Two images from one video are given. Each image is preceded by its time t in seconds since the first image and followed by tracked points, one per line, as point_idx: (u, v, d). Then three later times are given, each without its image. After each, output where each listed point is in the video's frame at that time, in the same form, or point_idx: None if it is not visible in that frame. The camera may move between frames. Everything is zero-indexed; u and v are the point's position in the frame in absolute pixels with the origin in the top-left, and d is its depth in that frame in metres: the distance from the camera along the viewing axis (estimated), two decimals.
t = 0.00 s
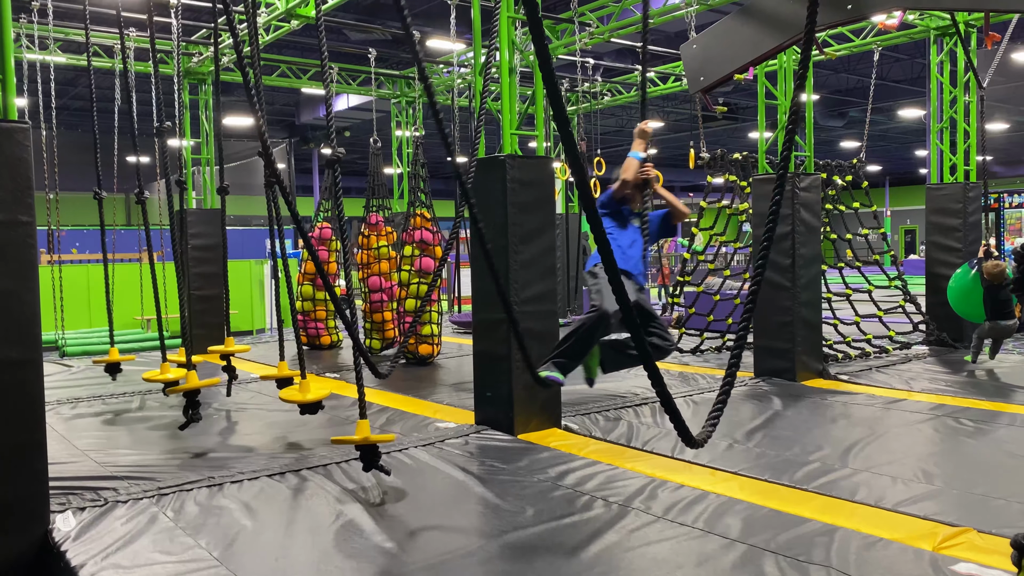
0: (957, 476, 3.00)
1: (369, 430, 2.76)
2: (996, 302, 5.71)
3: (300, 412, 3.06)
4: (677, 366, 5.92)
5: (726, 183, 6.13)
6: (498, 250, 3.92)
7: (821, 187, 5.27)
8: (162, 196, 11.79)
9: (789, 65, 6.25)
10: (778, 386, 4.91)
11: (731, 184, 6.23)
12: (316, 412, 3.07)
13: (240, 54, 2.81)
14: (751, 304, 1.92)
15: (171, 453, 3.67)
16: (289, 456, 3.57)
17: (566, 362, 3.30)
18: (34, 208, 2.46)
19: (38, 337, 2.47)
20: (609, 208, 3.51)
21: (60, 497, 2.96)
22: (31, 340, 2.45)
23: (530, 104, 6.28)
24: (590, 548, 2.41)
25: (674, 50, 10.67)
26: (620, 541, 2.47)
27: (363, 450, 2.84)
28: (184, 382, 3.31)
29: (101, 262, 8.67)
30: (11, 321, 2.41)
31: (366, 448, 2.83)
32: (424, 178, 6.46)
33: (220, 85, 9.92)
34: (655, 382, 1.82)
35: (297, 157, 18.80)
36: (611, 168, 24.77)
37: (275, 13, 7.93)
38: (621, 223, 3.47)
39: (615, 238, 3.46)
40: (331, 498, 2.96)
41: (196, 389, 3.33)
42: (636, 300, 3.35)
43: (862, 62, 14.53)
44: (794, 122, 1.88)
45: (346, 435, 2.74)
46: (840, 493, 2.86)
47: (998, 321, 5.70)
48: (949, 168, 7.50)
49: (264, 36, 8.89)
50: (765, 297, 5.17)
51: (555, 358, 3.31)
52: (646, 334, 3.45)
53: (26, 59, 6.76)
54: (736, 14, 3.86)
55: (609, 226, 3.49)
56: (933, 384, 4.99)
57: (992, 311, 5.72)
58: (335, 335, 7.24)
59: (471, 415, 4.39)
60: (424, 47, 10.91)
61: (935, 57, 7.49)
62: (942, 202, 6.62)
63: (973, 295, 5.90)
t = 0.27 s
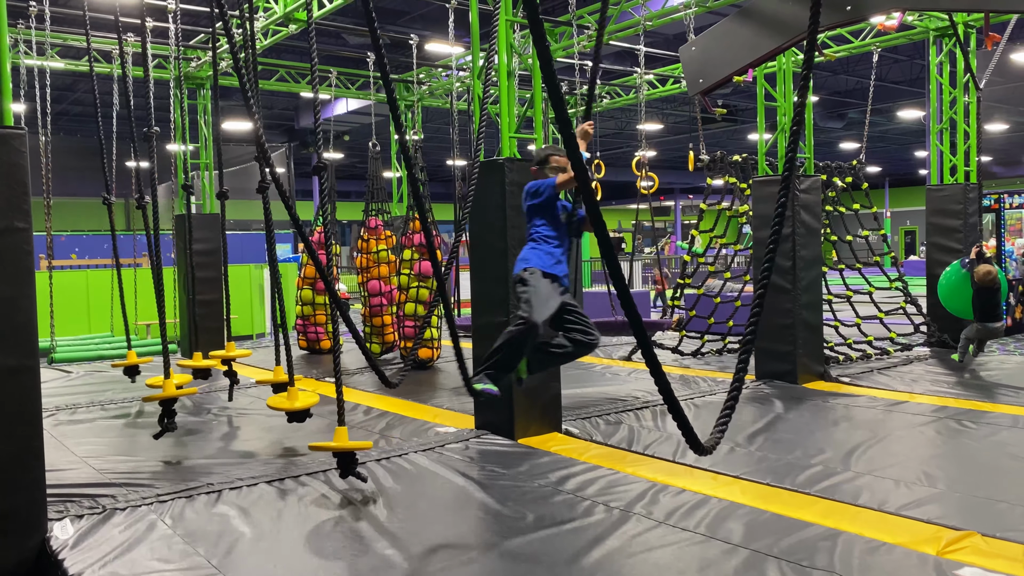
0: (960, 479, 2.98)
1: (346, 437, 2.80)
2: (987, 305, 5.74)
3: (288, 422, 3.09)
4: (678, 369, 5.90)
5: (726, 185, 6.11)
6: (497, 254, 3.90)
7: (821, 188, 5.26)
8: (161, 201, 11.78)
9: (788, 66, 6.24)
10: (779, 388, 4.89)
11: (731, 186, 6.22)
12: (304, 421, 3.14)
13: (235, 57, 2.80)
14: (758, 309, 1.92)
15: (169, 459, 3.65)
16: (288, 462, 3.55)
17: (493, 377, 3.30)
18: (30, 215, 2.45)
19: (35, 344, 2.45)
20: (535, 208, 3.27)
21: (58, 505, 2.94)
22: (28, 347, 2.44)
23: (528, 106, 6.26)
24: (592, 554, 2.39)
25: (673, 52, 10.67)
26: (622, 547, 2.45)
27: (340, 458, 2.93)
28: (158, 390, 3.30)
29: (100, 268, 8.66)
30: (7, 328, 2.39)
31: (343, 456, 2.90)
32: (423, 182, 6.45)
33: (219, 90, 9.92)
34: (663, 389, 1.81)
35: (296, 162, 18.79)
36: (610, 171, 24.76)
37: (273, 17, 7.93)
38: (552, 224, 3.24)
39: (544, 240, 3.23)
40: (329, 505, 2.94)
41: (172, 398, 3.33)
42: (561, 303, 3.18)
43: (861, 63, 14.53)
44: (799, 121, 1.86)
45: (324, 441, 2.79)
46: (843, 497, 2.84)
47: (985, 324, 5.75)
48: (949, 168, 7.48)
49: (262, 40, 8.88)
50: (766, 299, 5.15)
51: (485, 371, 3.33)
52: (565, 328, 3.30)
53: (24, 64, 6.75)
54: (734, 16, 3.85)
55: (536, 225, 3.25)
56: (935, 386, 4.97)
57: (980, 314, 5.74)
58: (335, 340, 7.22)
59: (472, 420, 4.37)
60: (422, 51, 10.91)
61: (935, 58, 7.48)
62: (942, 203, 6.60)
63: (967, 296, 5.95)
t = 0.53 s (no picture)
0: (965, 482, 2.97)
1: (321, 442, 2.98)
2: (975, 305, 5.89)
3: (264, 431, 3.14)
4: (681, 371, 5.89)
5: (727, 187, 6.10)
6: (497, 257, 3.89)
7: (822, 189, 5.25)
8: (162, 205, 11.78)
9: (789, 67, 6.22)
10: (782, 391, 4.87)
11: (732, 187, 6.20)
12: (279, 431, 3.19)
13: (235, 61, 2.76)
14: (762, 312, 1.89)
15: (170, 465, 3.64)
16: (289, 467, 3.54)
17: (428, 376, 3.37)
18: (28, 220, 2.44)
19: (33, 350, 2.44)
20: (485, 196, 3.42)
21: (58, 512, 2.93)
22: (26, 353, 2.42)
23: (529, 109, 6.25)
24: (594, 560, 2.38)
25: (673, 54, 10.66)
26: (625, 552, 2.43)
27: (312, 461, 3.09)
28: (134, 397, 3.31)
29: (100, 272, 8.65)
30: (5, 334, 2.38)
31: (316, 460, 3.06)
32: (423, 184, 6.43)
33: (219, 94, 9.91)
34: (667, 392, 1.77)
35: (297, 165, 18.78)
36: (611, 173, 24.76)
37: (272, 21, 7.93)
38: (500, 217, 3.40)
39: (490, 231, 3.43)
40: (330, 510, 2.93)
41: (147, 406, 3.34)
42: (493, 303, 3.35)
43: (861, 64, 14.52)
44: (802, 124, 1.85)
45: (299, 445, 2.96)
46: (847, 500, 2.82)
47: (973, 324, 5.91)
48: (951, 169, 7.47)
49: (262, 44, 8.88)
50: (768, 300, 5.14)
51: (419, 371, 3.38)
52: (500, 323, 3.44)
53: (23, 69, 6.75)
54: (735, 17, 3.83)
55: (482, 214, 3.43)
56: (939, 387, 4.95)
57: (968, 314, 5.91)
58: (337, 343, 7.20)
59: (473, 424, 4.36)
60: (422, 54, 10.91)
61: (936, 58, 7.47)
62: (944, 204, 6.59)
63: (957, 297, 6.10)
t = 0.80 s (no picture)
0: (969, 480, 2.96)
1: (299, 437, 2.99)
2: (966, 304, 5.84)
3: (236, 441, 3.14)
4: (683, 371, 5.88)
5: (728, 187, 6.09)
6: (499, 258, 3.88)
7: (824, 188, 5.24)
8: (163, 208, 11.78)
9: (790, 67, 6.22)
10: (785, 390, 4.86)
11: (734, 187, 6.19)
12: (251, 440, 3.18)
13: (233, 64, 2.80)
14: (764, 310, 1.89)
15: (172, 467, 3.64)
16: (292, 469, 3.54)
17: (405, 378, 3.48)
18: (30, 222, 2.44)
19: (35, 353, 2.44)
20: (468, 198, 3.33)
21: (60, 514, 2.93)
22: (28, 355, 2.42)
23: (530, 110, 6.25)
24: (598, 560, 2.37)
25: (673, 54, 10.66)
26: (629, 552, 2.43)
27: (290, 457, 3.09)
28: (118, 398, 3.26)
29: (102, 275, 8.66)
30: (6, 336, 2.38)
31: (294, 456, 3.06)
32: (425, 185, 6.43)
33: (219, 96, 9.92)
34: (668, 391, 1.79)
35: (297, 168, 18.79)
36: (612, 173, 24.76)
37: (273, 23, 7.93)
38: (478, 223, 3.34)
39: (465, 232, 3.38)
40: (332, 511, 2.93)
41: (129, 408, 3.29)
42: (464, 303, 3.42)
43: (862, 63, 14.52)
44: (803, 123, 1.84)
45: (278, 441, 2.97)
46: (851, 499, 2.82)
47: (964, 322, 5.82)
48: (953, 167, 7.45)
49: (263, 45, 8.88)
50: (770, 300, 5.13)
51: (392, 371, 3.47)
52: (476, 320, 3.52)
53: (25, 72, 6.76)
54: (735, 16, 3.83)
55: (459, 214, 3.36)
56: (942, 386, 4.95)
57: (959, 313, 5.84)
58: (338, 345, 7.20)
59: (475, 425, 4.36)
60: (423, 55, 10.92)
61: (937, 57, 7.45)
62: (947, 202, 6.58)
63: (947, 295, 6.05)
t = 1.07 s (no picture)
0: (970, 478, 2.97)
1: (289, 431, 3.07)
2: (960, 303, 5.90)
3: (208, 444, 3.21)
4: (684, 370, 5.89)
5: (729, 186, 6.10)
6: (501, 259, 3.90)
7: (824, 187, 5.25)
8: (164, 209, 11.81)
9: (789, 66, 6.24)
10: (786, 389, 4.87)
11: (734, 186, 6.21)
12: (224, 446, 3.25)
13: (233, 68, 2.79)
14: (759, 306, 1.90)
15: (176, 467, 3.66)
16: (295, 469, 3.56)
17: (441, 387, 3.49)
18: (35, 225, 2.46)
19: (41, 354, 2.46)
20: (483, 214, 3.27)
21: (66, 515, 2.94)
22: (34, 357, 2.44)
23: (530, 110, 6.27)
24: (600, 558, 2.39)
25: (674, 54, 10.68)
26: (631, 550, 2.44)
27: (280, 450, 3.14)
28: (111, 396, 3.41)
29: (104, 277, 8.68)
30: (12, 338, 2.40)
31: (283, 449, 3.12)
32: (426, 186, 6.44)
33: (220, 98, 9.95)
34: (663, 390, 1.80)
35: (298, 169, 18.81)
36: (612, 173, 24.78)
37: (274, 24, 7.95)
38: (492, 238, 3.27)
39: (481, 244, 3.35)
40: (336, 511, 2.94)
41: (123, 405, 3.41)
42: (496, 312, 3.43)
43: (862, 61, 14.53)
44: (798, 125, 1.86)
45: (268, 434, 3.04)
46: (852, 497, 2.83)
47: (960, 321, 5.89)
48: (953, 166, 7.46)
49: (264, 47, 8.90)
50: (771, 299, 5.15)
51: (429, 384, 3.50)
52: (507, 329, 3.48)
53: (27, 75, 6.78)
54: (736, 17, 3.85)
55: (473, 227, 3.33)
56: (942, 384, 4.96)
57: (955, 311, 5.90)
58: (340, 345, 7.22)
59: (478, 424, 4.37)
60: (424, 56, 10.94)
61: (937, 55, 7.46)
62: (946, 201, 6.59)
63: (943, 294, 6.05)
